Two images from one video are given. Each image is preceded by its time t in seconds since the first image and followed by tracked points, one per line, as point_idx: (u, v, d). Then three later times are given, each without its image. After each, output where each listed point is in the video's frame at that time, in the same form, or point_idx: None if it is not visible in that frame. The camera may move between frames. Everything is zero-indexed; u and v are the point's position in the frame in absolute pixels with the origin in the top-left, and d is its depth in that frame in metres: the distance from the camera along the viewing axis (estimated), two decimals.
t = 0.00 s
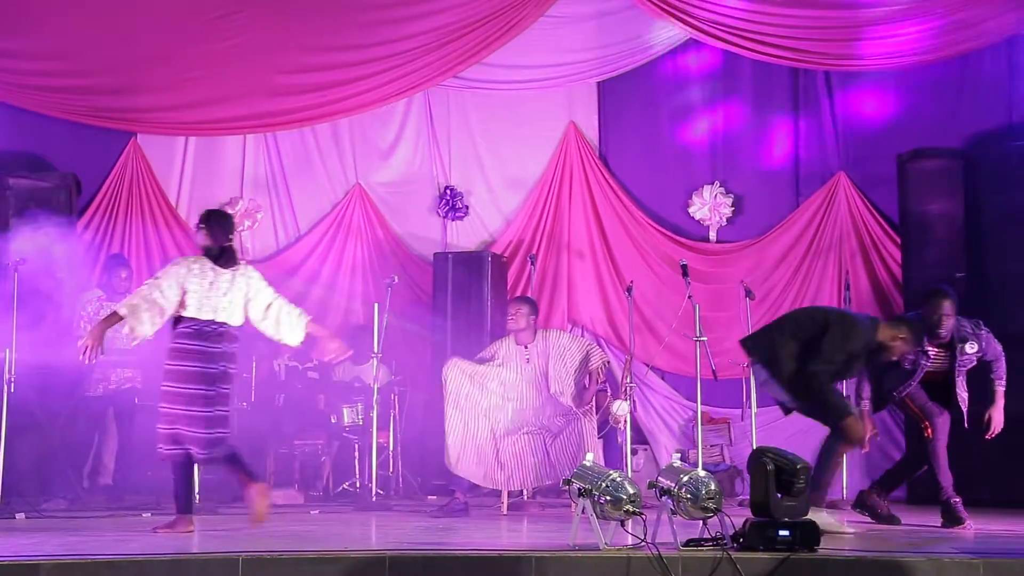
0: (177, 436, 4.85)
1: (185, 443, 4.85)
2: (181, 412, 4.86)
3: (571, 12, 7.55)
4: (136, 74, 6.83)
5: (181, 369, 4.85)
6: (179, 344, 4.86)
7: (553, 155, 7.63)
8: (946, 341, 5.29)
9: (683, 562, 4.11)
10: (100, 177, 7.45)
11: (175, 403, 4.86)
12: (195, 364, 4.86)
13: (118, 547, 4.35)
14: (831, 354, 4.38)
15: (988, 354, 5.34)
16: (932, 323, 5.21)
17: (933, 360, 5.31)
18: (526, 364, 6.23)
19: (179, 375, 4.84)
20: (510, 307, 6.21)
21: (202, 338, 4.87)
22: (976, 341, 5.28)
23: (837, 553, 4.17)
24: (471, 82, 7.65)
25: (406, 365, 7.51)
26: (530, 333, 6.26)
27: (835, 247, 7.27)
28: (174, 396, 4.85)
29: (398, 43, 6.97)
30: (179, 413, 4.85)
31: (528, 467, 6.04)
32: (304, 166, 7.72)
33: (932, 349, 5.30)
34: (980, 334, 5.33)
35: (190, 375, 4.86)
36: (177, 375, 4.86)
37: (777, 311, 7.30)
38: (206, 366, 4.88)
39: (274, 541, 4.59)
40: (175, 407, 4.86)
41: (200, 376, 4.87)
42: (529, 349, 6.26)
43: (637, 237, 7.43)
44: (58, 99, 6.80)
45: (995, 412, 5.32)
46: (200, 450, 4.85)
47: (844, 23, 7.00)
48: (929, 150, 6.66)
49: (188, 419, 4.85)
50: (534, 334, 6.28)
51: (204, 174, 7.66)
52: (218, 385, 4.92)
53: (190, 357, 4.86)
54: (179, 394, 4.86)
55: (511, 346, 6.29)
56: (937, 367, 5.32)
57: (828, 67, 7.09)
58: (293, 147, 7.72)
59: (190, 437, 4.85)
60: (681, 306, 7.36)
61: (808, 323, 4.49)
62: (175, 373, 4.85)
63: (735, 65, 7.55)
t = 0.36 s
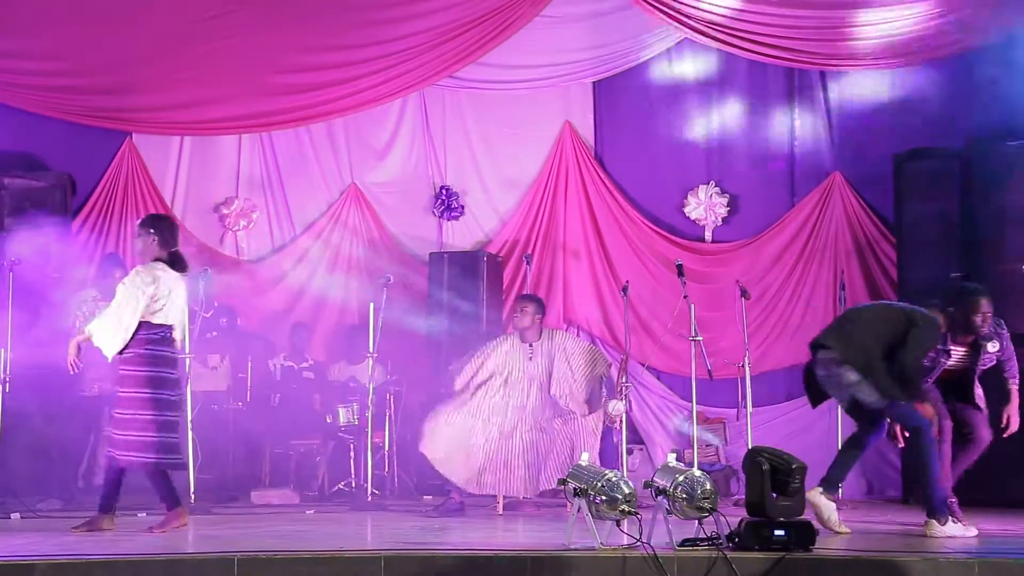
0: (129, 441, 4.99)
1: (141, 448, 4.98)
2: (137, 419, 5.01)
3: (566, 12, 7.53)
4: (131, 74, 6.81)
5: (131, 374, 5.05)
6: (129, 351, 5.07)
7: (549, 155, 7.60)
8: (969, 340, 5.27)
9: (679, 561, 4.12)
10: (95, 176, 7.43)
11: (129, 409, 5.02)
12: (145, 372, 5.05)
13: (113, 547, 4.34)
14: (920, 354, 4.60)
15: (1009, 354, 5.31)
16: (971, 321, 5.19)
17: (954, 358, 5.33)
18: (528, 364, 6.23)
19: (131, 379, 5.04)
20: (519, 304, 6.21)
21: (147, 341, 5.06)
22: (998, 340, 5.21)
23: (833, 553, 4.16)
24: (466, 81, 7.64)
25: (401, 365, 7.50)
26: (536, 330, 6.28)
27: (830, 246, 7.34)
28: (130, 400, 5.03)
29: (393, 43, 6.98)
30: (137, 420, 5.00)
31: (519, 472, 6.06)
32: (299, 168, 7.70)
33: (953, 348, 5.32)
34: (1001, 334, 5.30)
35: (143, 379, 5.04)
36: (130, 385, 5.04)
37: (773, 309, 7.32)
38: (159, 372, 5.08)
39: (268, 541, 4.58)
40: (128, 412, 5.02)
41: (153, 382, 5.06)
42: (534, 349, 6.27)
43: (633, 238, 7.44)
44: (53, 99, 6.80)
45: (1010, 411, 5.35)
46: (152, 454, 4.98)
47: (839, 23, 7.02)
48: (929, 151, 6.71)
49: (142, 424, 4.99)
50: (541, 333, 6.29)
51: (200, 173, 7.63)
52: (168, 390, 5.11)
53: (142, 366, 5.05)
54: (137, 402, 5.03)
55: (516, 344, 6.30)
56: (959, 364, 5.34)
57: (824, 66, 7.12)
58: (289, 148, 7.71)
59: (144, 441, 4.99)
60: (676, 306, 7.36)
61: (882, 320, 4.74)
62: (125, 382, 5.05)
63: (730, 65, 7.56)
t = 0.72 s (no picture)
0: (99, 440, 5.03)
1: (108, 447, 5.03)
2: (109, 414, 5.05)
3: (565, 12, 7.53)
4: (130, 74, 6.82)
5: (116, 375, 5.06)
6: (110, 351, 5.06)
7: (548, 155, 7.60)
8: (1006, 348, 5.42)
9: (678, 561, 4.12)
10: (94, 177, 7.44)
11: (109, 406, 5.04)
12: (127, 374, 5.07)
13: (112, 547, 4.34)
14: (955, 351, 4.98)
15: None
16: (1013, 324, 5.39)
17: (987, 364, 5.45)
18: (532, 365, 6.22)
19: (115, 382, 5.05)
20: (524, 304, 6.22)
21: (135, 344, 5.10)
22: None
23: (831, 554, 4.16)
24: (466, 82, 7.63)
25: (400, 365, 7.49)
26: (540, 333, 6.26)
27: (829, 246, 7.34)
28: (107, 398, 5.04)
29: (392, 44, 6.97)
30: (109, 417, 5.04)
31: (517, 472, 6.08)
32: (298, 168, 7.69)
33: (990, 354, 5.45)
34: None
35: (127, 380, 5.07)
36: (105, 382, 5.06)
37: (773, 309, 7.33)
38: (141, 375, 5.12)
39: (267, 541, 4.58)
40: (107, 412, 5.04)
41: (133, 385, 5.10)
42: (537, 349, 6.26)
43: (632, 238, 7.44)
44: (52, 99, 6.81)
45: None
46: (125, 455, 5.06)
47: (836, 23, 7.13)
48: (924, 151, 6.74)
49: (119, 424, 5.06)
50: (544, 334, 6.28)
51: (199, 173, 7.64)
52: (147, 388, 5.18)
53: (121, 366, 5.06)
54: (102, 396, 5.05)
55: (518, 343, 6.28)
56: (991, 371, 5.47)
57: (821, 66, 7.22)
58: (288, 148, 7.70)
59: (112, 440, 5.04)
60: (674, 305, 7.37)
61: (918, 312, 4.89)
62: (101, 379, 5.05)
63: (728, 66, 7.57)
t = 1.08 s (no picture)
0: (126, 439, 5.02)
1: (138, 444, 5.03)
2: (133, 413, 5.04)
3: (566, 12, 7.53)
4: (131, 74, 6.82)
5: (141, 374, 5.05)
6: (123, 350, 5.04)
7: (549, 155, 7.61)
8: None
9: (679, 562, 4.12)
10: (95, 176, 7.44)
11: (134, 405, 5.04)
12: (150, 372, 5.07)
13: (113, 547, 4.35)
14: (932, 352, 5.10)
15: None
16: None
17: None
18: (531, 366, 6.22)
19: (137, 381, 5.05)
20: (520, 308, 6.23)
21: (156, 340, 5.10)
22: None
23: (832, 554, 4.16)
24: (468, 82, 7.63)
25: (402, 365, 7.51)
26: (539, 333, 6.28)
27: (830, 246, 7.33)
28: (129, 397, 5.03)
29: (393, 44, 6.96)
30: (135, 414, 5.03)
31: (518, 473, 6.10)
32: (300, 168, 7.69)
33: None
34: None
35: (147, 378, 5.07)
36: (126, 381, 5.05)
37: (773, 309, 7.33)
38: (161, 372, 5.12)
39: (268, 541, 4.58)
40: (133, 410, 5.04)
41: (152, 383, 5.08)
42: (535, 350, 6.27)
43: (633, 239, 7.43)
44: (53, 98, 6.81)
45: None
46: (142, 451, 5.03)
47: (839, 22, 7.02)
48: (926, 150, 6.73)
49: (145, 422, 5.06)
50: (542, 336, 6.28)
51: (200, 173, 7.64)
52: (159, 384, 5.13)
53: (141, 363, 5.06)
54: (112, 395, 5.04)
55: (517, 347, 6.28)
56: None
57: (822, 67, 7.12)
58: (289, 147, 7.70)
59: (139, 437, 5.04)
60: (674, 304, 7.37)
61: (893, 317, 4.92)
62: (122, 377, 5.04)
63: (730, 65, 7.57)
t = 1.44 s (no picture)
0: (150, 440, 5.11)
1: (148, 444, 5.11)
2: (165, 413, 5.20)
3: (565, 12, 7.53)
4: (130, 74, 6.82)
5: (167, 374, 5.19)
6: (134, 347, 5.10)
7: (549, 156, 7.61)
8: None
9: (679, 562, 4.12)
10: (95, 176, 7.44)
11: (166, 405, 5.20)
12: (174, 370, 5.21)
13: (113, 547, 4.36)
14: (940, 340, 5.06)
15: None
16: None
17: None
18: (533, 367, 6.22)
19: (168, 381, 5.20)
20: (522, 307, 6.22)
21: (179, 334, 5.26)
22: None
23: (833, 554, 4.16)
24: (467, 82, 7.63)
25: (402, 366, 7.51)
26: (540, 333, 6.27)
27: (830, 246, 7.32)
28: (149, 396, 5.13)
29: (394, 43, 6.96)
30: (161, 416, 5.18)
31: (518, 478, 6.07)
32: (302, 168, 7.69)
33: None
34: None
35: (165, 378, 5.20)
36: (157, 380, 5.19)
37: (772, 309, 7.32)
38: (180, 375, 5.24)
39: (270, 540, 4.59)
40: (165, 410, 5.20)
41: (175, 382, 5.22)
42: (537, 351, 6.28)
43: (634, 239, 7.43)
44: (52, 98, 6.79)
45: None
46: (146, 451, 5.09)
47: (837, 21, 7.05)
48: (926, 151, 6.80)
49: (171, 421, 5.22)
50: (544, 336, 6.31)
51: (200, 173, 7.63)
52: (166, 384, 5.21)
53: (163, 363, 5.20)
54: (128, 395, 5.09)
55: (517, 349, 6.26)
56: None
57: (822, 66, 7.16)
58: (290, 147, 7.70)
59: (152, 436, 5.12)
60: (674, 305, 7.37)
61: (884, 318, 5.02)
62: (154, 377, 5.15)
63: (732, 65, 7.52)
